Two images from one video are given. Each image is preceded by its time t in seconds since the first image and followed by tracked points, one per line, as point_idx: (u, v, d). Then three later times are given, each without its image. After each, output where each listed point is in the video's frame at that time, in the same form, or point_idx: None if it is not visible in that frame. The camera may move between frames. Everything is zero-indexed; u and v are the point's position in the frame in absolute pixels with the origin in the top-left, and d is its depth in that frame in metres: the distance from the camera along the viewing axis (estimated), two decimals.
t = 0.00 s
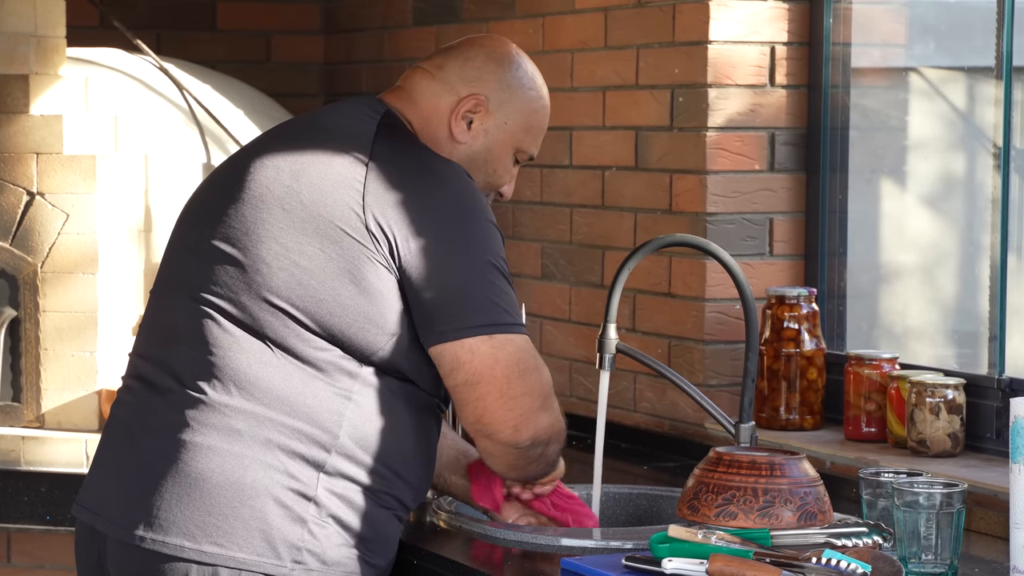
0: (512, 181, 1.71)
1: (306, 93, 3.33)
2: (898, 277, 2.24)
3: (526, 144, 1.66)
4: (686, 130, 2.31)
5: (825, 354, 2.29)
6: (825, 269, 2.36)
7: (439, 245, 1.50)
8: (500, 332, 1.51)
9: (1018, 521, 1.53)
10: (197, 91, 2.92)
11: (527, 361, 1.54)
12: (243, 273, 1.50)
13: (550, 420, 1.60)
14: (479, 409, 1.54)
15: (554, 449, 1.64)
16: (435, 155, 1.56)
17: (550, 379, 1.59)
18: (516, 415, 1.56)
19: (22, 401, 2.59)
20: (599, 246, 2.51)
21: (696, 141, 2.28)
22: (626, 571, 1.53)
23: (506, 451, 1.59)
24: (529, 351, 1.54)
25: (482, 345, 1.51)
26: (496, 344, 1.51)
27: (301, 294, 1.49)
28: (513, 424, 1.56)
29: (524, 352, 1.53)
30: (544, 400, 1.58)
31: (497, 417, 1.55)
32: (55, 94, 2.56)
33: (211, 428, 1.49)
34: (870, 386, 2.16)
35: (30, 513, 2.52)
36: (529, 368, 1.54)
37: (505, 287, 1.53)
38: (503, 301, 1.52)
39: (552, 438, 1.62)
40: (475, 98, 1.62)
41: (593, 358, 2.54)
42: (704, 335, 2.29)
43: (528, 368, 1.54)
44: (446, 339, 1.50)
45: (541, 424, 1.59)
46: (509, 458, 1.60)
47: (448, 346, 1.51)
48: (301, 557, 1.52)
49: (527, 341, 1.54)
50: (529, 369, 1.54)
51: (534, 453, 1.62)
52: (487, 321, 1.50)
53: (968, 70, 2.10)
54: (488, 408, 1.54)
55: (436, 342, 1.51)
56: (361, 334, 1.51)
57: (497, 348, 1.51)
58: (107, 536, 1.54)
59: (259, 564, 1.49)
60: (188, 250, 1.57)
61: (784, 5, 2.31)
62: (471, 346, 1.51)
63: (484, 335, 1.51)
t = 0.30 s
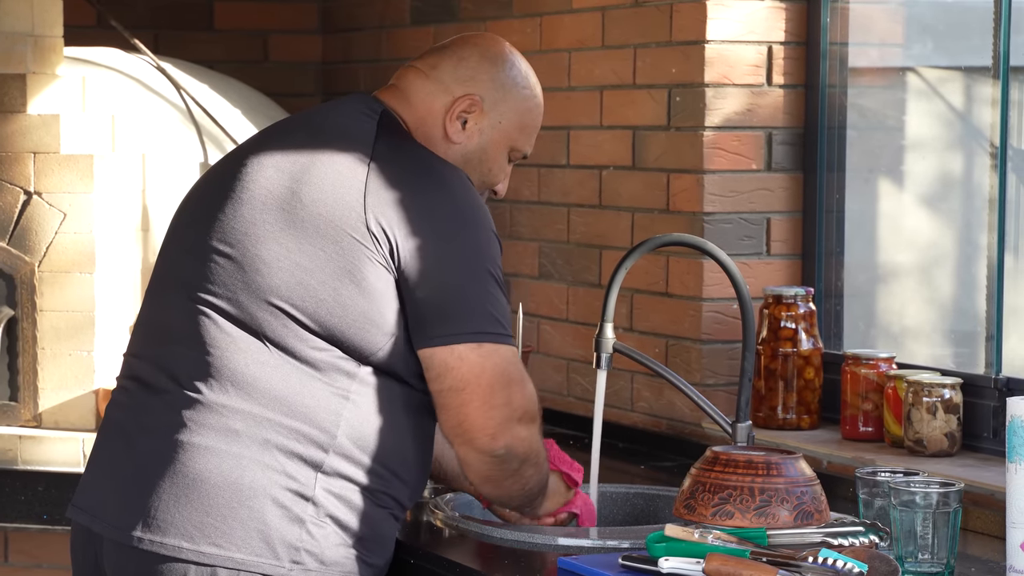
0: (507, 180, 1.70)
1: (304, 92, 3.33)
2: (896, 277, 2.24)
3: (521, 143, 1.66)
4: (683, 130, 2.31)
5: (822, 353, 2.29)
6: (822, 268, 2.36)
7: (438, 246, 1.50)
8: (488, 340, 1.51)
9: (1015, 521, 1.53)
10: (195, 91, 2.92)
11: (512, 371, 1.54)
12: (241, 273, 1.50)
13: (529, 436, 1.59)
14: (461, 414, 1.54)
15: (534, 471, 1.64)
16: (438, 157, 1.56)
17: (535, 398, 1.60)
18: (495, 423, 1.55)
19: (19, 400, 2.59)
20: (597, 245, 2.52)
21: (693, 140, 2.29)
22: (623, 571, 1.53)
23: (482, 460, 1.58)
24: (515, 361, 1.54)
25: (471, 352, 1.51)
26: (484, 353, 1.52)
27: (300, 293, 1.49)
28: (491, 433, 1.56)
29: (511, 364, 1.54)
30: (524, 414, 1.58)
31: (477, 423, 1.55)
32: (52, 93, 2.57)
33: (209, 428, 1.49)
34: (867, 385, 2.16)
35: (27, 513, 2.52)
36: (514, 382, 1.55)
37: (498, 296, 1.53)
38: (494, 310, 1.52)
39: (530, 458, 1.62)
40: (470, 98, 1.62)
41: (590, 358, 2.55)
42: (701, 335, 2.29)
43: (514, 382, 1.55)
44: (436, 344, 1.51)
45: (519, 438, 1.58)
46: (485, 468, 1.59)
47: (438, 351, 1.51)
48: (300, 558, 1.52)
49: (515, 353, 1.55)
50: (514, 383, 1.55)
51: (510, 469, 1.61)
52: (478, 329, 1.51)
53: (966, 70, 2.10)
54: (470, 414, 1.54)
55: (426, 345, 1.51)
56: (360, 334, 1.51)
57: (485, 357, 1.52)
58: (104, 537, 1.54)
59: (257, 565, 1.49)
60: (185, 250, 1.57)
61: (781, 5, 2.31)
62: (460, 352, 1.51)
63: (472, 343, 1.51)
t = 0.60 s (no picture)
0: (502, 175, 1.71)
1: (301, 92, 3.33)
2: (893, 277, 2.24)
3: (515, 140, 1.66)
4: (680, 129, 2.31)
5: (819, 353, 2.29)
6: (819, 268, 2.36)
7: (430, 240, 1.50)
8: (476, 333, 1.51)
9: (1011, 521, 1.53)
10: (192, 91, 2.92)
11: (497, 366, 1.53)
12: (234, 271, 1.50)
13: (518, 429, 1.58)
14: (445, 408, 1.53)
15: (529, 460, 1.63)
16: (427, 150, 1.56)
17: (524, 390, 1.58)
18: (481, 416, 1.54)
19: (16, 400, 2.59)
20: (594, 245, 2.52)
21: (690, 140, 2.29)
22: (619, 570, 1.53)
23: (471, 453, 1.57)
24: (502, 355, 1.54)
25: (456, 346, 1.51)
26: (470, 347, 1.51)
27: (293, 292, 1.48)
28: (478, 426, 1.55)
29: (497, 358, 1.53)
30: (512, 407, 1.57)
31: (463, 417, 1.54)
32: (49, 93, 2.57)
33: (204, 428, 1.49)
34: (864, 385, 2.16)
35: (24, 512, 2.52)
36: (500, 374, 1.54)
37: (487, 290, 1.53)
38: (481, 305, 1.51)
39: (524, 449, 1.61)
40: (464, 95, 1.62)
41: (587, 357, 2.55)
42: (698, 335, 2.29)
43: (500, 374, 1.54)
44: (424, 338, 1.50)
45: (507, 430, 1.57)
46: (475, 461, 1.58)
47: (424, 345, 1.51)
48: (295, 557, 1.52)
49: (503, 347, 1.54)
50: (501, 375, 1.54)
51: (502, 460, 1.60)
52: (466, 322, 1.50)
53: (963, 70, 2.10)
54: (456, 407, 1.54)
55: (413, 338, 1.51)
56: (352, 331, 1.50)
57: (471, 350, 1.51)
58: (101, 537, 1.54)
59: (252, 564, 1.49)
60: (180, 250, 1.57)
61: (778, 4, 2.31)
62: (445, 346, 1.51)
63: (459, 335, 1.50)
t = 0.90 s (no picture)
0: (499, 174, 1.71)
1: (299, 91, 3.33)
2: (892, 277, 2.24)
3: (513, 138, 1.66)
4: (678, 129, 2.31)
5: (817, 353, 2.29)
6: (817, 267, 2.36)
7: (424, 239, 1.49)
8: (468, 333, 1.49)
9: (1009, 521, 1.53)
10: (191, 89, 2.92)
11: (487, 366, 1.50)
12: (231, 270, 1.50)
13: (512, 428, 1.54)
14: (433, 408, 1.50)
15: (527, 458, 1.59)
16: (424, 150, 1.56)
17: (517, 388, 1.54)
18: (469, 418, 1.51)
19: (14, 399, 2.59)
20: (592, 245, 2.52)
21: (688, 139, 2.29)
22: (617, 569, 1.53)
23: (463, 455, 1.54)
24: (492, 355, 1.50)
25: (445, 343, 1.49)
26: (459, 345, 1.49)
27: (291, 292, 1.48)
28: (466, 429, 1.51)
29: (487, 357, 1.50)
30: (503, 407, 1.53)
31: (452, 418, 1.51)
32: (47, 92, 2.57)
33: (203, 427, 1.49)
34: (862, 384, 2.16)
35: (22, 511, 2.53)
36: (491, 373, 1.51)
37: (482, 289, 1.51)
38: (475, 304, 1.49)
39: (518, 448, 1.57)
40: (461, 94, 1.62)
41: (585, 357, 2.55)
42: (696, 334, 2.29)
43: (491, 373, 1.51)
44: (417, 335, 1.49)
45: (499, 432, 1.53)
46: (468, 462, 1.55)
47: (414, 341, 1.49)
48: (294, 556, 1.52)
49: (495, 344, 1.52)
50: (491, 374, 1.51)
51: (496, 460, 1.57)
52: (459, 320, 1.49)
53: (962, 70, 2.10)
54: (444, 407, 1.51)
55: (410, 338, 1.50)
56: (349, 330, 1.50)
57: (461, 348, 1.49)
58: (99, 535, 1.54)
59: (251, 563, 1.49)
60: (178, 250, 1.57)
61: (776, 4, 2.31)
62: (433, 343, 1.49)
63: (451, 335, 1.49)
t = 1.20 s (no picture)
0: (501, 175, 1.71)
1: (298, 91, 3.33)
2: (891, 276, 2.24)
3: (514, 138, 1.66)
4: (678, 128, 2.31)
5: (816, 352, 2.29)
6: (817, 266, 2.36)
7: (424, 239, 1.49)
8: (463, 334, 1.48)
9: (1009, 519, 1.53)
10: (190, 89, 2.92)
11: (474, 368, 1.48)
12: (233, 270, 1.50)
13: (501, 434, 1.51)
14: (420, 406, 1.49)
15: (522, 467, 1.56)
16: (427, 151, 1.55)
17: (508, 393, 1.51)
18: (454, 420, 1.49)
19: (13, 398, 2.59)
20: (591, 244, 2.51)
21: (687, 139, 2.29)
22: (616, 569, 1.53)
23: (449, 457, 1.52)
24: (480, 357, 1.49)
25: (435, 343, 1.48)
26: (449, 345, 1.48)
27: (293, 291, 1.48)
28: (449, 431, 1.49)
29: (475, 358, 1.48)
30: (489, 412, 1.50)
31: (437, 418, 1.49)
32: (46, 91, 2.57)
33: (204, 426, 1.49)
34: (861, 384, 2.16)
35: (20, 510, 2.52)
36: (479, 376, 1.49)
37: (481, 291, 1.50)
38: (473, 307, 1.48)
39: (508, 455, 1.54)
40: (464, 94, 1.62)
41: (584, 356, 2.55)
42: (696, 333, 2.29)
43: (478, 376, 1.49)
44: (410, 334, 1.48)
45: (485, 438, 1.50)
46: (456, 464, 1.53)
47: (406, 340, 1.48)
48: (295, 555, 1.52)
49: (489, 346, 1.50)
50: (479, 377, 1.49)
51: (485, 465, 1.54)
52: (453, 321, 1.47)
53: (961, 69, 2.10)
54: (431, 406, 1.49)
55: (406, 336, 1.48)
56: (350, 330, 1.50)
57: (450, 347, 1.48)
58: (100, 534, 1.54)
59: (252, 562, 1.49)
60: (180, 249, 1.57)
61: (775, 3, 2.31)
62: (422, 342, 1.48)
63: (446, 334, 1.47)
